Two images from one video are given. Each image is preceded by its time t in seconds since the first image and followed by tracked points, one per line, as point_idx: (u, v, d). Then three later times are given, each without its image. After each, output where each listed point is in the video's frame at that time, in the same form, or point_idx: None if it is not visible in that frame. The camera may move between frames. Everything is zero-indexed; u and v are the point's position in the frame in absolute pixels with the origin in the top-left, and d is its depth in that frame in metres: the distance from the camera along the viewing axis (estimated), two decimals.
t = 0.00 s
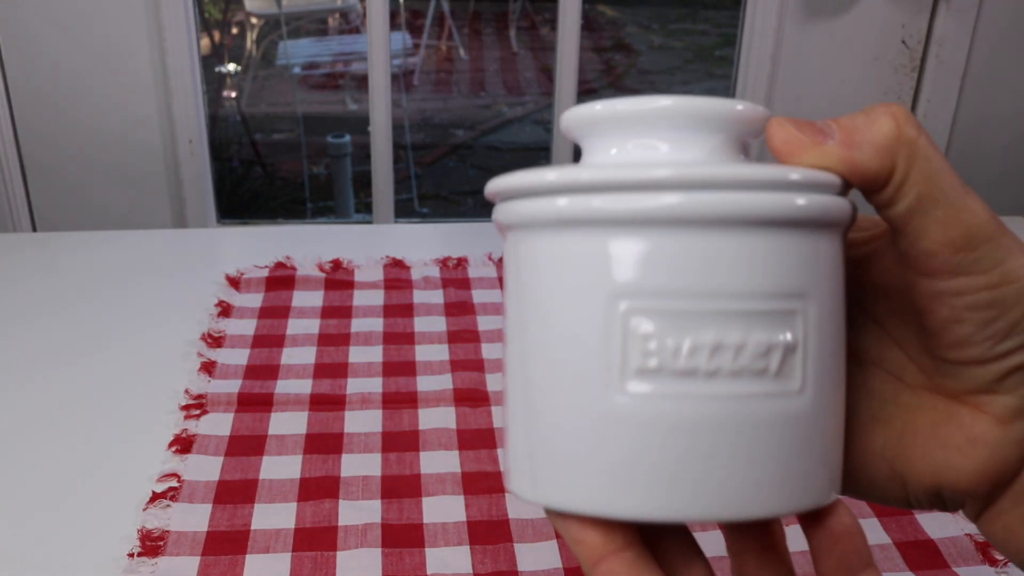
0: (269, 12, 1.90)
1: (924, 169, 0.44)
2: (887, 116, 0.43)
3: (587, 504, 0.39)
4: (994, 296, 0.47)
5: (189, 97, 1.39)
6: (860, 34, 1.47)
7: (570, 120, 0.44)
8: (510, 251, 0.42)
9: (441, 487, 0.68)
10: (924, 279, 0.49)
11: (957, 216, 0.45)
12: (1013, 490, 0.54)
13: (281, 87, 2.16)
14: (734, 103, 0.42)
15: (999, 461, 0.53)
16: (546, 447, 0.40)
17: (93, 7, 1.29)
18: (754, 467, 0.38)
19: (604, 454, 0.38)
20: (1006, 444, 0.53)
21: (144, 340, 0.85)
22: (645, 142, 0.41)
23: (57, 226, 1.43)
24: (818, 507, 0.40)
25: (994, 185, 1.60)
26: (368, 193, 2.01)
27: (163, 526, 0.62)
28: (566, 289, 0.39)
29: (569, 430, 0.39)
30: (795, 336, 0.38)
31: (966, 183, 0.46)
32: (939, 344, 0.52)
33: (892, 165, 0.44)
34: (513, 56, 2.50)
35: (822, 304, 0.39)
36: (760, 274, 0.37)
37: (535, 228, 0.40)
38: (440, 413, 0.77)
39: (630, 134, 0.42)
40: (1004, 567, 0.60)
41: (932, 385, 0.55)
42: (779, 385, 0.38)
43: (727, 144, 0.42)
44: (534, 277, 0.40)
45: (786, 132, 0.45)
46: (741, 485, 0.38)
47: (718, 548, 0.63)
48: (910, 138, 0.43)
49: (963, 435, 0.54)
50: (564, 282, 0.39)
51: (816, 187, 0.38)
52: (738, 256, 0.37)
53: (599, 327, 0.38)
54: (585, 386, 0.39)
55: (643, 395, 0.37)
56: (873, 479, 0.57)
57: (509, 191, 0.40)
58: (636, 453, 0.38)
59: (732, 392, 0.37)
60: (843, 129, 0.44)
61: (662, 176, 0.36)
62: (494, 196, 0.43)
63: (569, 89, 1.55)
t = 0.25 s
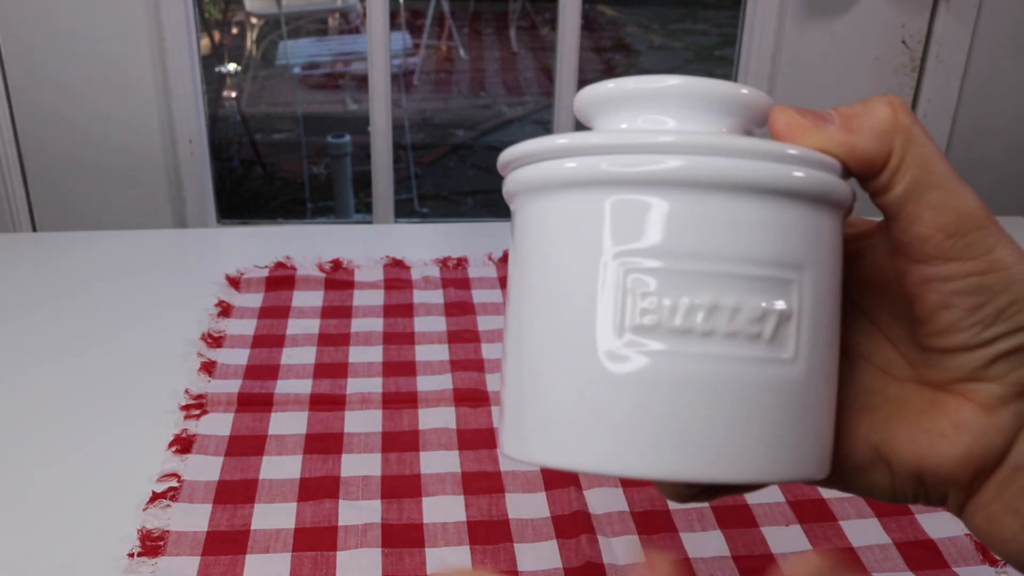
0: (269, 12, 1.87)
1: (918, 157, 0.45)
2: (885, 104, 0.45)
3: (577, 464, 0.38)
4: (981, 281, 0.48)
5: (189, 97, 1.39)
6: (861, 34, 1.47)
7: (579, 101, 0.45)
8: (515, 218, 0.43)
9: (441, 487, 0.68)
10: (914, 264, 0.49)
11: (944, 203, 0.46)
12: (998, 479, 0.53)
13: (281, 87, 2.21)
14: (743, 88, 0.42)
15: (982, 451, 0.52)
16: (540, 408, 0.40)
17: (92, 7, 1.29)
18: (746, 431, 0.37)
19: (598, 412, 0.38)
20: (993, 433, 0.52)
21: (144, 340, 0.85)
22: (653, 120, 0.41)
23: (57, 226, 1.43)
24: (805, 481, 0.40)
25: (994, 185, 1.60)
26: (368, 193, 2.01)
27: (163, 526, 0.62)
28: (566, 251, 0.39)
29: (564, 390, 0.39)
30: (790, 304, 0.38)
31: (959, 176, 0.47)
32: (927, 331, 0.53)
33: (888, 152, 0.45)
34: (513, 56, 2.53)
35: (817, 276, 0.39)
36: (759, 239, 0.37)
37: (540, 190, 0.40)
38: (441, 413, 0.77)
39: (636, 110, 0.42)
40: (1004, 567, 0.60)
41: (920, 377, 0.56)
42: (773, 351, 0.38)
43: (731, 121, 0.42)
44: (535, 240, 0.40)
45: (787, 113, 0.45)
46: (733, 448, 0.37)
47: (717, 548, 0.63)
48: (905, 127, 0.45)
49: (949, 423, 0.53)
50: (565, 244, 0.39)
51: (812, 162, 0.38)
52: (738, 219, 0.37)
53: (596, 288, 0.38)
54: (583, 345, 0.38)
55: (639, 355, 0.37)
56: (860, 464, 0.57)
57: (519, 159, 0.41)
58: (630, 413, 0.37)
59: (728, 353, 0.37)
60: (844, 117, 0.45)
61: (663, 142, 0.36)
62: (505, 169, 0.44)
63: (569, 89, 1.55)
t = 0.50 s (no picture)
0: (269, 11, 1.87)
1: (907, 141, 0.45)
2: (874, 87, 0.45)
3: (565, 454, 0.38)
4: (973, 266, 0.47)
5: (189, 97, 1.39)
6: (861, 34, 1.47)
7: (566, 87, 0.45)
8: (500, 207, 0.42)
9: (441, 487, 0.68)
10: (904, 248, 0.49)
11: (937, 186, 0.45)
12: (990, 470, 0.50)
13: (281, 87, 2.23)
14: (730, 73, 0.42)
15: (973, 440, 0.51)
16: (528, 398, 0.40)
17: (92, 7, 1.29)
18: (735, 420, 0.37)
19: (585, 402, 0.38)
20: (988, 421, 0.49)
21: (144, 340, 0.85)
22: (639, 104, 0.41)
23: (58, 226, 1.43)
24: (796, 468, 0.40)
25: (994, 185, 1.60)
26: (368, 193, 2.01)
27: (163, 526, 0.62)
28: (551, 239, 0.39)
29: (551, 380, 0.39)
30: (779, 292, 0.38)
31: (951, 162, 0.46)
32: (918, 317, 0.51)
33: (877, 136, 0.45)
34: (513, 56, 2.54)
35: (806, 263, 0.39)
36: (746, 226, 0.37)
37: (526, 178, 0.40)
38: (441, 413, 0.77)
39: (621, 96, 0.42)
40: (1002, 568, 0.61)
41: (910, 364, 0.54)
42: (760, 340, 0.38)
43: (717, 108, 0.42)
44: (522, 229, 0.40)
45: (776, 98, 0.45)
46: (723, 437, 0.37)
47: (717, 548, 0.63)
48: (895, 111, 0.45)
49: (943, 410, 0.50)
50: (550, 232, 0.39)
51: (800, 147, 0.38)
52: (725, 206, 0.37)
53: (583, 276, 0.38)
54: (568, 333, 0.38)
55: (625, 343, 0.37)
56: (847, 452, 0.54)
57: (506, 146, 0.41)
58: (618, 403, 0.37)
59: (715, 341, 0.37)
60: (832, 101, 0.45)
61: (651, 128, 0.36)
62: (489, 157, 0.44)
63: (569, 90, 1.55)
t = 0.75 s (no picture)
0: (269, 11, 1.92)
1: (885, 176, 0.42)
2: (848, 120, 0.42)
3: (531, 503, 0.39)
4: (953, 297, 0.45)
5: (189, 97, 1.39)
6: (861, 34, 1.47)
7: (536, 126, 0.45)
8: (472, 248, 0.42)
9: (441, 487, 0.68)
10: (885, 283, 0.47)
11: (915, 216, 0.43)
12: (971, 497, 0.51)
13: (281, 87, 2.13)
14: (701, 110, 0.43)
15: (957, 469, 0.50)
16: (497, 445, 0.40)
17: (92, 8, 1.29)
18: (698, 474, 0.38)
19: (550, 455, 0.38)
20: (967, 452, 0.49)
21: (144, 340, 0.85)
22: (608, 147, 0.42)
23: (58, 226, 1.43)
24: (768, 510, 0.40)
25: (993, 184, 1.60)
26: (368, 193, 2.01)
27: (163, 526, 0.62)
28: (517, 292, 0.39)
29: (518, 431, 0.39)
30: (748, 345, 0.38)
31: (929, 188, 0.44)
32: (900, 346, 0.50)
33: (852, 170, 0.42)
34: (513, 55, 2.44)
35: (778, 312, 0.38)
36: (712, 283, 0.37)
37: (493, 229, 0.40)
38: (441, 413, 0.77)
39: (595, 138, 0.42)
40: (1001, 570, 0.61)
41: (893, 389, 0.54)
42: (727, 395, 0.38)
43: (689, 151, 0.42)
44: (492, 281, 0.40)
45: (745, 135, 0.43)
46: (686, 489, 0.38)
47: (717, 548, 0.63)
48: (870, 144, 0.42)
49: (923, 437, 0.51)
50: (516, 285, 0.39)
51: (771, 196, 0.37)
52: (690, 264, 0.36)
53: (549, 333, 0.38)
54: (533, 387, 0.39)
55: (591, 401, 0.37)
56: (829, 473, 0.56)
57: (475, 194, 0.41)
58: (583, 461, 0.38)
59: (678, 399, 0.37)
60: (805, 135, 0.42)
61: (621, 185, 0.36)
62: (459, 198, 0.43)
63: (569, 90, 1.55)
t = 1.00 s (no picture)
0: (269, 12, 1.90)
1: (885, 184, 0.44)
2: (849, 131, 0.43)
3: (532, 507, 0.39)
4: (957, 307, 0.46)
5: (189, 97, 1.39)
6: (861, 34, 1.47)
7: (539, 132, 0.45)
8: (476, 253, 0.43)
9: (442, 487, 0.68)
10: (887, 291, 0.48)
11: (920, 227, 0.45)
12: (978, 502, 0.53)
13: (281, 87, 2.15)
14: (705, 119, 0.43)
15: (961, 477, 0.52)
16: (500, 449, 0.40)
17: (91, 8, 1.29)
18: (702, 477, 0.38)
19: (553, 458, 0.38)
20: (970, 458, 0.51)
21: (144, 340, 0.85)
22: (612, 156, 0.42)
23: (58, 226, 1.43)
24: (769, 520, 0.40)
25: (993, 184, 1.60)
26: (368, 193, 2.01)
27: (163, 526, 0.62)
28: (521, 295, 0.39)
29: (520, 435, 0.39)
30: (750, 349, 0.38)
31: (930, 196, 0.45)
32: (904, 356, 0.52)
33: (855, 178, 0.43)
34: (512, 55, 2.46)
35: (780, 318, 0.39)
36: (715, 285, 0.37)
37: (497, 233, 0.40)
38: (441, 413, 0.77)
39: (595, 144, 0.42)
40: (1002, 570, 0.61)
41: (896, 400, 0.55)
42: (730, 399, 0.38)
43: (691, 157, 0.42)
44: (496, 286, 0.40)
45: (746, 141, 0.44)
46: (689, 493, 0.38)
47: (716, 548, 0.63)
48: (872, 153, 0.43)
49: (928, 447, 0.53)
50: (521, 288, 0.39)
51: (774, 203, 0.38)
52: (693, 267, 0.37)
53: (553, 336, 0.38)
54: (537, 390, 0.39)
55: (593, 405, 0.37)
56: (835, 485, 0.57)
57: (478, 197, 0.41)
58: (586, 466, 0.38)
59: (683, 404, 0.37)
60: (807, 143, 0.44)
61: (625, 188, 0.36)
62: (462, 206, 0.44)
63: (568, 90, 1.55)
